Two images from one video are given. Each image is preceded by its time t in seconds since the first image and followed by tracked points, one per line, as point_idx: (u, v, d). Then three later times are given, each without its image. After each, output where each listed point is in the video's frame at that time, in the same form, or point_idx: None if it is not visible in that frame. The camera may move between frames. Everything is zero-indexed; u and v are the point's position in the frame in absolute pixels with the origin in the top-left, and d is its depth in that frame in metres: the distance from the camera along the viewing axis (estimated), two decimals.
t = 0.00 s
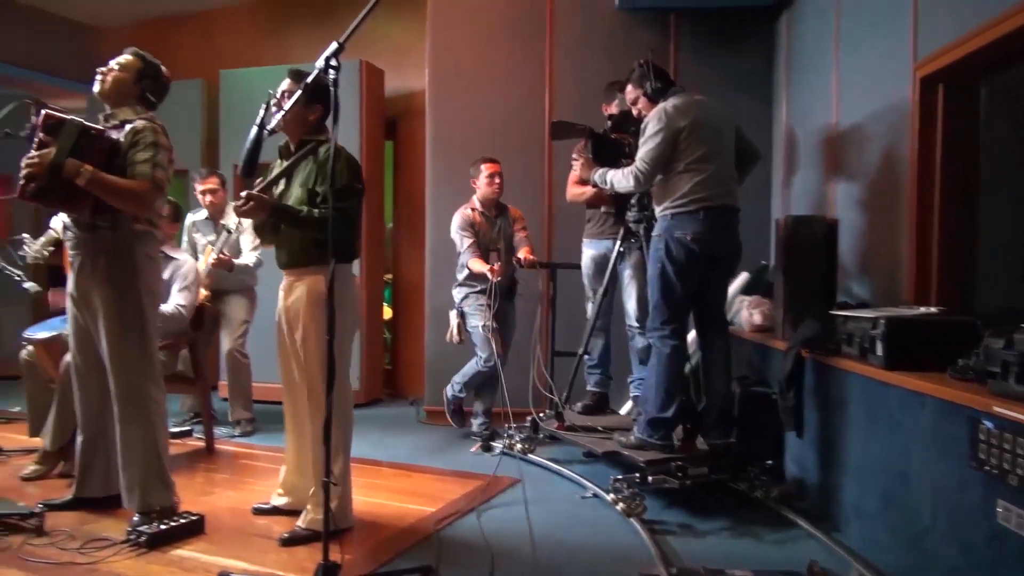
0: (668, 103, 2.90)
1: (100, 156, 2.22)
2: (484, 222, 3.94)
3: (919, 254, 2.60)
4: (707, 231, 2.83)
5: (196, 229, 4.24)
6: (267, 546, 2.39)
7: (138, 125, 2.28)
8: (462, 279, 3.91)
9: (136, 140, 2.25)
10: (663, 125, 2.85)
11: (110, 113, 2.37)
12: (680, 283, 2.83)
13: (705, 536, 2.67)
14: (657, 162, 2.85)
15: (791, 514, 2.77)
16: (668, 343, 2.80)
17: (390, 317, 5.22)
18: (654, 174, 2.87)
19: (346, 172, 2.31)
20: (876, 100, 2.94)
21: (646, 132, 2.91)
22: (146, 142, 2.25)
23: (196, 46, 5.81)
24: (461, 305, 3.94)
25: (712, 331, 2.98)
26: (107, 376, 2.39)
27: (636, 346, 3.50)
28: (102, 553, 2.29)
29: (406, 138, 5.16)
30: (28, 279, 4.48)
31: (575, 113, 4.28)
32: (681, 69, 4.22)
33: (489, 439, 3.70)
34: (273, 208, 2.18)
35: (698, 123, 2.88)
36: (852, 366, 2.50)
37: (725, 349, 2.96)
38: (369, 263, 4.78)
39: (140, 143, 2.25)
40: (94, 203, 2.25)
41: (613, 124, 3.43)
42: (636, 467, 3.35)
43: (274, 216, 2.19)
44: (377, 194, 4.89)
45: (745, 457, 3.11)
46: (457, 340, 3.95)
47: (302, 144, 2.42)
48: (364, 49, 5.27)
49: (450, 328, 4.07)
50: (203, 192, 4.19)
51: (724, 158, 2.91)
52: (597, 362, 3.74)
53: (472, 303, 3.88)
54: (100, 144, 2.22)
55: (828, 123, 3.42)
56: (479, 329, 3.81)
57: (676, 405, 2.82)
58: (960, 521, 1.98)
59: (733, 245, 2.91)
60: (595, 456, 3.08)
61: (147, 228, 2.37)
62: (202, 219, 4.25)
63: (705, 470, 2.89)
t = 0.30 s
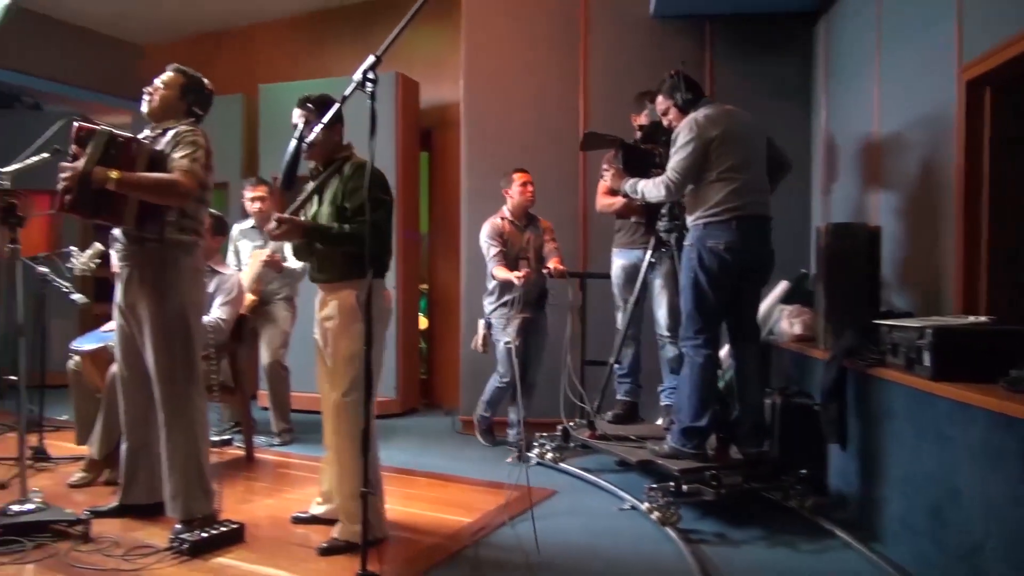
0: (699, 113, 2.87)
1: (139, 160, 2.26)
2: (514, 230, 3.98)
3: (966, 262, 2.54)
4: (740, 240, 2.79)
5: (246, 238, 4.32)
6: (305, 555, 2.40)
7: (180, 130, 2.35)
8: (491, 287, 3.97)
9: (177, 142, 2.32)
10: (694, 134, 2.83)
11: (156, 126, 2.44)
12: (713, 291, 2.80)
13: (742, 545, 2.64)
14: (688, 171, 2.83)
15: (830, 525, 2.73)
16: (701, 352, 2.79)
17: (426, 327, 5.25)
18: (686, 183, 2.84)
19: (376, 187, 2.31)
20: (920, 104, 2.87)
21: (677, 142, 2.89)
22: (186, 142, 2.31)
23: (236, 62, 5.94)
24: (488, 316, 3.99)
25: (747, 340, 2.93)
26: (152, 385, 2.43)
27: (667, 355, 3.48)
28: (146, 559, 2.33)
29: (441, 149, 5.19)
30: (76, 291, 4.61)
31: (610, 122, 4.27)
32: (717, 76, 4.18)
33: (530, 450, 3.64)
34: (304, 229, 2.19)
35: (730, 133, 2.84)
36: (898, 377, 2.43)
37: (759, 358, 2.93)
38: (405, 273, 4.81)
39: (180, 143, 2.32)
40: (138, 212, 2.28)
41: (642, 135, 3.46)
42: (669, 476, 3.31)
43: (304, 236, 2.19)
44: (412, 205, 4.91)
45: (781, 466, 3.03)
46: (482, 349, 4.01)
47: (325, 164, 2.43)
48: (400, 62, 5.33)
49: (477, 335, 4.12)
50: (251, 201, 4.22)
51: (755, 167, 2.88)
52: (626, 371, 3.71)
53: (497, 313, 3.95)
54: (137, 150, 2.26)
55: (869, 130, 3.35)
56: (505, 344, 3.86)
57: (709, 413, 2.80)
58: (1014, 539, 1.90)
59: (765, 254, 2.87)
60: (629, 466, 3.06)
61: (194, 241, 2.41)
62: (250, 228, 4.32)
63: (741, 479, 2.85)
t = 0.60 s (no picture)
0: (738, 120, 2.83)
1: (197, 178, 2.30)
2: (549, 237, 4.01)
3: None
4: (781, 246, 2.74)
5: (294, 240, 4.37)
6: (349, 562, 2.41)
7: (225, 147, 2.39)
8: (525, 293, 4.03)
9: (225, 161, 2.37)
10: (732, 141, 2.78)
11: (200, 138, 2.49)
12: (753, 298, 2.75)
13: (785, 554, 2.58)
14: (727, 179, 2.78)
15: (875, 535, 2.64)
16: (740, 360, 2.74)
17: (467, 335, 5.26)
18: (724, 191, 2.79)
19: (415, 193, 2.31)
20: (971, 107, 2.79)
21: (715, 149, 2.85)
22: (236, 163, 2.37)
23: (281, 76, 6.06)
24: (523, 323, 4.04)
25: (787, 349, 2.85)
26: (197, 391, 2.46)
27: (705, 363, 3.42)
28: (195, 563, 2.37)
29: (482, 158, 5.22)
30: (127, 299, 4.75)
31: (652, 128, 4.23)
32: (762, 80, 4.12)
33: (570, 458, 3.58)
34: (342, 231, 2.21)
35: (770, 139, 2.79)
36: (953, 387, 2.35)
37: (800, 366, 2.85)
38: (446, 281, 4.83)
39: (230, 163, 2.37)
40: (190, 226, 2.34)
41: (681, 143, 3.41)
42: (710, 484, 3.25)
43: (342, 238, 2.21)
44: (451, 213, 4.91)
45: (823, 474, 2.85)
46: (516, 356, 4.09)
47: (368, 164, 2.43)
48: (442, 72, 5.36)
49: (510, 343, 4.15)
50: (308, 199, 4.12)
51: (796, 174, 2.83)
52: (663, 379, 3.67)
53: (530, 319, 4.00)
54: (200, 168, 2.30)
55: (920, 133, 3.25)
56: (538, 351, 3.92)
57: (751, 421, 2.74)
58: None
59: (805, 260, 2.81)
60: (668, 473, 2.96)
61: (237, 251, 2.46)
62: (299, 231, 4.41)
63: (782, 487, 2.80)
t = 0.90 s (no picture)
0: (766, 128, 2.80)
1: (238, 189, 2.34)
2: (575, 244, 4.02)
3: None
4: (811, 253, 2.70)
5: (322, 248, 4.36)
6: (383, 569, 2.41)
7: (271, 165, 2.41)
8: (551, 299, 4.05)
9: (268, 179, 2.38)
10: (761, 149, 2.75)
11: (240, 156, 2.52)
12: (783, 305, 2.70)
13: (817, 562, 2.53)
14: (756, 186, 2.74)
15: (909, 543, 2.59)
16: (771, 367, 2.70)
17: (498, 342, 5.26)
18: (753, 199, 2.75)
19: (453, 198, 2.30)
20: (1012, 111, 2.72)
21: (744, 157, 2.81)
22: (278, 183, 2.38)
23: (313, 85, 6.14)
24: (547, 328, 4.07)
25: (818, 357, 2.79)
26: (231, 399, 2.48)
27: (733, 369, 3.36)
28: (231, 568, 2.39)
29: (512, 165, 5.22)
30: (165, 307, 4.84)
31: (684, 133, 4.20)
32: (796, 83, 4.06)
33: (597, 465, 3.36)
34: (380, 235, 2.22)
35: (799, 147, 2.76)
36: (998, 397, 2.28)
37: (830, 374, 2.79)
38: (478, 288, 4.84)
39: (272, 182, 2.38)
40: (224, 232, 2.38)
41: (709, 151, 3.33)
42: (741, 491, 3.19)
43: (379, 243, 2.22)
44: (484, 218, 4.95)
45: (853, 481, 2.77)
46: (540, 363, 4.06)
47: (408, 170, 2.43)
48: (472, 79, 5.39)
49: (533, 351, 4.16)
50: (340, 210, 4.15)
51: (826, 181, 2.78)
52: (690, 385, 3.61)
53: (553, 325, 4.04)
54: (243, 179, 2.35)
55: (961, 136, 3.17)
56: (561, 358, 3.96)
57: (782, 428, 2.70)
58: None
59: (836, 267, 2.75)
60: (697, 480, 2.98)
61: (271, 260, 2.49)
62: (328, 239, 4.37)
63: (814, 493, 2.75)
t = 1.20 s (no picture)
0: (798, 132, 2.76)
1: (276, 197, 2.38)
2: (601, 250, 4.00)
3: None
4: (846, 258, 2.65)
5: (354, 254, 4.42)
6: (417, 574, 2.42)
7: (310, 176, 2.45)
8: (579, 304, 4.03)
9: (306, 189, 2.42)
10: (794, 153, 2.70)
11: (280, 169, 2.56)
12: (817, 311, 2.66)
13: (856, 573, 2.47)
14: (789, 191, 2.69)
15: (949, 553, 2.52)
16: (804, 373, 2.65)
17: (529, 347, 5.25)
18: (786, 203, 2.70)
19: (492, 208, 2.30)
20: None
21: (776, 162, 2.77)
22: (315, 194, 2.42)
23: (346, 94, 6.21)
24: (574, 334, 4.06)
25: (852, 362, 2.73)
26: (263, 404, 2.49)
27: (764, 374, 3.27)
28: (266, 571, 2.41)
29: (543, 171, 5.23)
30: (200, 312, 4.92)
31: (717, 136, 4.16)
32: (832, 85, 4.00)
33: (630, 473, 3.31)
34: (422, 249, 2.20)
35: (831, 151, 2.71)
36: None
37: (863, 380, 2.73)
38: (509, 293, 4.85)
39: (310, 192, 2.42)
40: (259, 238, 2.39)
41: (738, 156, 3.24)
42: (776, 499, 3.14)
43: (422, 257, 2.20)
44: (518, 224, 4.97)
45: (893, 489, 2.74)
46: (569, 368, 4.10)
47: (444, 179, 2.45)
48: (503, 84, 5.40)
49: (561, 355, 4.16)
50: (370, 219, 4.21)
51: (858, 185, 2.74)
52: (721, 392, 3.57)
53: (582, 330, 4.02)
54: (280, 187, 2.38)
55: (1004, 138, 3.09)
56: (590, 363, 3.95)
57: (817, 434, 2.64)
58: None
59: (869, 271, 2.70)
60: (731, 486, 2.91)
61: (305, 267, 2.49)
62: (358, 246, 4.43)
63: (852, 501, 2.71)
